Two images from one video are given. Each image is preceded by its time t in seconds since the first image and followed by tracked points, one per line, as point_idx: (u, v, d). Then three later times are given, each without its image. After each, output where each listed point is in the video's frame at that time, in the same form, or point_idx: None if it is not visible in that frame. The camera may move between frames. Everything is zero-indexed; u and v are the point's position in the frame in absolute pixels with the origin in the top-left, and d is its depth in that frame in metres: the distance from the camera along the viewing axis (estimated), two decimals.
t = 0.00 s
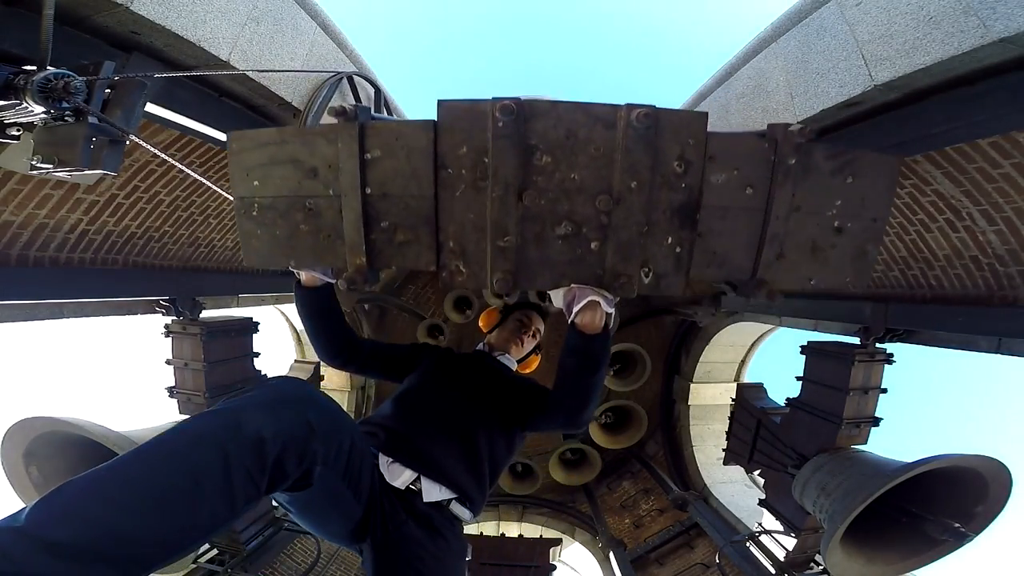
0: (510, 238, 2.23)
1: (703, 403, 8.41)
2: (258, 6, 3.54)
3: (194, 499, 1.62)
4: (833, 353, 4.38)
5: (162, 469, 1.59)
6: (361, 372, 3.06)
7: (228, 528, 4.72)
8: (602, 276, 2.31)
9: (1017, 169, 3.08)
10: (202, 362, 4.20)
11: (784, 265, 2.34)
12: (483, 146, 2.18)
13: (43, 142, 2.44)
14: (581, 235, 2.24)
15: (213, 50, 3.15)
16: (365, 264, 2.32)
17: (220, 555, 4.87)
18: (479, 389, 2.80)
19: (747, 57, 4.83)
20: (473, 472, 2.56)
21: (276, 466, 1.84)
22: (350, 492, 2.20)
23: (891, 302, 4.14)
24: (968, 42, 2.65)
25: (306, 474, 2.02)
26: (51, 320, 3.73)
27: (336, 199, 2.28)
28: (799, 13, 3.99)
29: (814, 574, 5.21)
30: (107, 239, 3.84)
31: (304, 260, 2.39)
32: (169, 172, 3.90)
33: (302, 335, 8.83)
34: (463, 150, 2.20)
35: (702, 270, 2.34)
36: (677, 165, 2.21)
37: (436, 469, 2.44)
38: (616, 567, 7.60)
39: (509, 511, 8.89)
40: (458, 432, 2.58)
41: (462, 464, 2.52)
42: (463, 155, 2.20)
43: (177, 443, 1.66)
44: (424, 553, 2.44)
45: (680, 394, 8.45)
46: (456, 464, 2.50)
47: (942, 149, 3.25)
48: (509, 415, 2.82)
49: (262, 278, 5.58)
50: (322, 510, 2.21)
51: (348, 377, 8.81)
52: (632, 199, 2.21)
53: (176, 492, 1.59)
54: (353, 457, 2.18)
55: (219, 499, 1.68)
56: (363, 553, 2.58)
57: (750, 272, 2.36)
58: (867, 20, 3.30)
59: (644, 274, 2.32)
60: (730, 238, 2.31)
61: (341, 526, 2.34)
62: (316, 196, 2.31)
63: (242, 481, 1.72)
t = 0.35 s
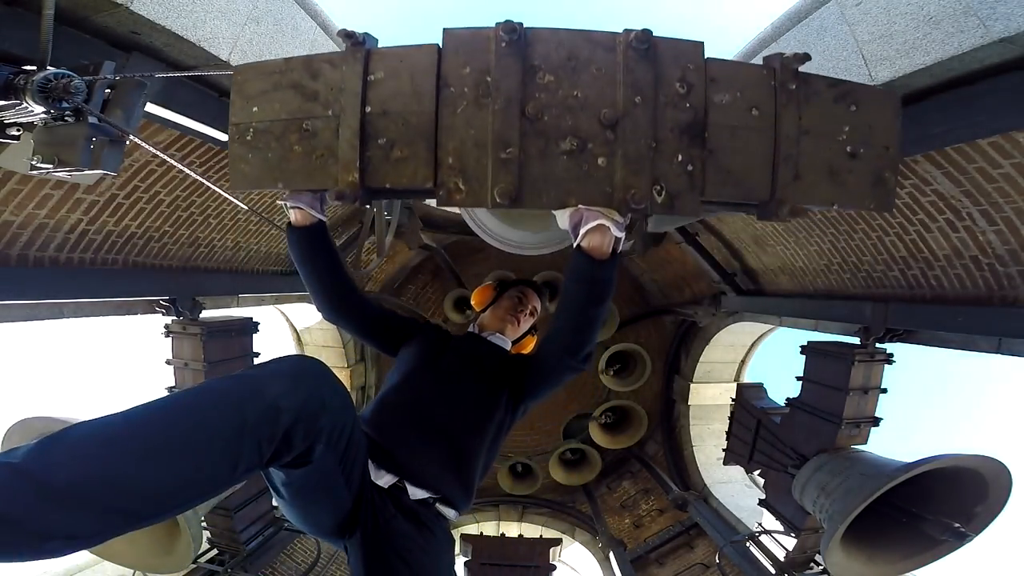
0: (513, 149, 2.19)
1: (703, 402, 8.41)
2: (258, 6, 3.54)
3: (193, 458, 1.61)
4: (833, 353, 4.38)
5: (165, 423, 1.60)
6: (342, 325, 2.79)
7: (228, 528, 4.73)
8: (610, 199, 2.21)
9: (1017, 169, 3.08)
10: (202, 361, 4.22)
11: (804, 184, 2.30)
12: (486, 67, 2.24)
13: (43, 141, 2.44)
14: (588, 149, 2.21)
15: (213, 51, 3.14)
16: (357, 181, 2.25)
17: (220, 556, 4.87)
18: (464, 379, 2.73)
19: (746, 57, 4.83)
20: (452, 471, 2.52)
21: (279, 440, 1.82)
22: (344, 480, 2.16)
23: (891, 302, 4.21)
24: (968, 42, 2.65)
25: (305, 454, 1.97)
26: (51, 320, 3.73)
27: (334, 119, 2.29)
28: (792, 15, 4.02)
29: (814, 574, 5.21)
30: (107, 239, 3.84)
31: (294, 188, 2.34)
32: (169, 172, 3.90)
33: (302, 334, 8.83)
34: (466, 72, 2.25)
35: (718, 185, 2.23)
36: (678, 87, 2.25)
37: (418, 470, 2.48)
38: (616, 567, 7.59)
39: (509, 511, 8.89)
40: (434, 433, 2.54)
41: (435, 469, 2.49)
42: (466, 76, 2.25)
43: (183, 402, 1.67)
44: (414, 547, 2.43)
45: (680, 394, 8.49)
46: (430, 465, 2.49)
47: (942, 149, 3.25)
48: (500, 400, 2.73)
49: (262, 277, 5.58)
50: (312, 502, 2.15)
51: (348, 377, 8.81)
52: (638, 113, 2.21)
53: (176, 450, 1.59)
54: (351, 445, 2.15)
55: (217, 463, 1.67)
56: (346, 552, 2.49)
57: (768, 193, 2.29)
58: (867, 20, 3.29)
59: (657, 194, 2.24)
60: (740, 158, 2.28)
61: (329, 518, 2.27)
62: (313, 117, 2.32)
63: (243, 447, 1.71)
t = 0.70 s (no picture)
0: (515, 67, 1.96)
1: (703, 402, 8.42)
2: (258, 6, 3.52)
3: (177, 448, 1.50)
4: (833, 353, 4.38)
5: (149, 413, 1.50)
6: (320, 272, 2.56)
7: (227, 528, 4.73)
8: (616, 112, 1.96)
9: (1017, 169, 3.08)
10: (202, 361, 4.25)
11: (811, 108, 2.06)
12: (490, 3, 2.07)
13: (43, 141, 2.43)
14: (589, 71, 1.98)
15: (213, 51, 3.14)
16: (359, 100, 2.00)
17: (220, 556, 4.87)
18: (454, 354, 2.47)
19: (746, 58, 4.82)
20: (449, 454, 2.36)
21: (272, 428, 1.68)
22: (340, 478, 1.98)
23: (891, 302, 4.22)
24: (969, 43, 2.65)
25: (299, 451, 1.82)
26: (51, 320, 3.74)
27: (342, 49, 2.08)
28: (792, 0, 3.87)
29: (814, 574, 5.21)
30: (107, 239, 3.84)
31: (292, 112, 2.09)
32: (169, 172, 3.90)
33: (302, 334, 8.84)
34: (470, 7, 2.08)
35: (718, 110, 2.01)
36: (672, 22, 2.09)
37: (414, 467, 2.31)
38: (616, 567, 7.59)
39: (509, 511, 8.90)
40: (423, 417, 2.32)
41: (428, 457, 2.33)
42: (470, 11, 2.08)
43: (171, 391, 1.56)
44: (412, 547, 2.26)
45: (679, 394, 8.51)
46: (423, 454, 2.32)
47: (942, 149, 3.25)
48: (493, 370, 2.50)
49: (262, 277, 5.58)
50: (306, 500, 1.99)
51: (348, 377, 8.82)
52: (635, 41, 2.03)
53: (159, 439, 1.49)
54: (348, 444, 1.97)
55: (206, 453, 1.54)
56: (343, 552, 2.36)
57: (775, 114, 2.04)
58: (867, 21, 3.18)
59: (661, 113, 1.97)
60: (748, 87, 2.04)
61: (326, 517, 2.11)
62: (321, 48, 2.10)
63: (231, 437, 1.58)
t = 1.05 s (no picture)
0: None
1: (703, 402, 8.42)
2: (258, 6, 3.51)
3: (178, 439, 1.46)
4: (833, 353, 4.38)
5: (149, 399, 1.45)
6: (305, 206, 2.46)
7: (227, 528, 4.72)
8: (616, 33, 1.79)
9: (1017, 169, 3.07)
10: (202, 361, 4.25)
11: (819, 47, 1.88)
12: None
13: (43, 141, 2.43)
14: None
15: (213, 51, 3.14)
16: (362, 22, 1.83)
17: (220, 556, 4.87)
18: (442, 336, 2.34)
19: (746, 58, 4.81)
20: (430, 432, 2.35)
21: (268, 415, 1.68)
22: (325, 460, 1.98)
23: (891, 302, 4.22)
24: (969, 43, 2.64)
25: (291, 428, 1.80)
26: (52, 320, 3.74)
27: None
28: None
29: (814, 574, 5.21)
30: (106, 239, 3.84)
31: (297, 48, 2.00)
32: (169, 172, 3.90)
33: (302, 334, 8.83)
34: None
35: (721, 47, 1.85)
36: None
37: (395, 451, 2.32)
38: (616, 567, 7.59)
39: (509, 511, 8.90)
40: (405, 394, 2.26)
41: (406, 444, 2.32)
42: None
43: (168, 373, 1.51)
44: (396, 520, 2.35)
45: (679, 394, 8.52)
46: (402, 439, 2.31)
47: (943, 149, 3.25)
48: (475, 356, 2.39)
49: (262, 277, 5.58)
50: (292, 483, 1.98)
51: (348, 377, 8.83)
52: None
53: (163, 428, 1.44)
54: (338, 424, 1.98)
55: (205, 441, 1.52)
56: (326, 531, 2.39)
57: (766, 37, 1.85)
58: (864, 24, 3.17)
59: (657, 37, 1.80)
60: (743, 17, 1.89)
61: (310, 500, 2.09)
62: None
63: (231, 424, 1.57)
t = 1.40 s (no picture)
0: None
1: (703, 402, 8.43)
2: (258, 5, 3.50)
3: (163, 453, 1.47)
4: (833, 354, 4.38)
5: (144, 420, 1.47)
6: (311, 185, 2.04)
7: (227, 528, 4.72)
8: None
9: (1017, 169, 3.07)
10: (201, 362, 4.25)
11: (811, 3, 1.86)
12: None
13: (43, 141, 2.43)
14: None
15: (213, 50, 3.13)
16: None
17: (220, 556, 4.87)
18: (429, 357, 2.18)
19: (746, 58, 4.81)
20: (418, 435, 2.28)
21: (245, 440, 1.68)
22: (319, 458, 1.96)
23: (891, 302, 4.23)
24: (968, 42, 2.64)
25: (270, 449, 1.82)
26: (52, 320, 3.75)
27: None
28: None
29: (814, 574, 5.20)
30: (106, 239, 3.84)
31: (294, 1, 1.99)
32: (169, 172, 3.90)
33: (302, 334, 8.83)
34: None
35: None
36: None
37: (391, 440, 2.22)
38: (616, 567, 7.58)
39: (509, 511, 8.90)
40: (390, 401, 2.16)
41: (399, 436, 2.23)
42: None
43: (158, 400, 1.53)
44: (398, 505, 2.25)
45: (679, 394, 8.53)
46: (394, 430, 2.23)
47: (943, 149, 3.25)
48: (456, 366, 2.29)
49: (262, 277, 5.58)
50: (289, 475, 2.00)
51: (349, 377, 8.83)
52: None
53: (151, 438, 1.45)
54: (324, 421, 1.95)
55: (190, 460, 1.53)
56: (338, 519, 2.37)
57: None
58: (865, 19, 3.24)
59: None
60: None
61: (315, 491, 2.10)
62: None
63: (214, 445, 1.58)
